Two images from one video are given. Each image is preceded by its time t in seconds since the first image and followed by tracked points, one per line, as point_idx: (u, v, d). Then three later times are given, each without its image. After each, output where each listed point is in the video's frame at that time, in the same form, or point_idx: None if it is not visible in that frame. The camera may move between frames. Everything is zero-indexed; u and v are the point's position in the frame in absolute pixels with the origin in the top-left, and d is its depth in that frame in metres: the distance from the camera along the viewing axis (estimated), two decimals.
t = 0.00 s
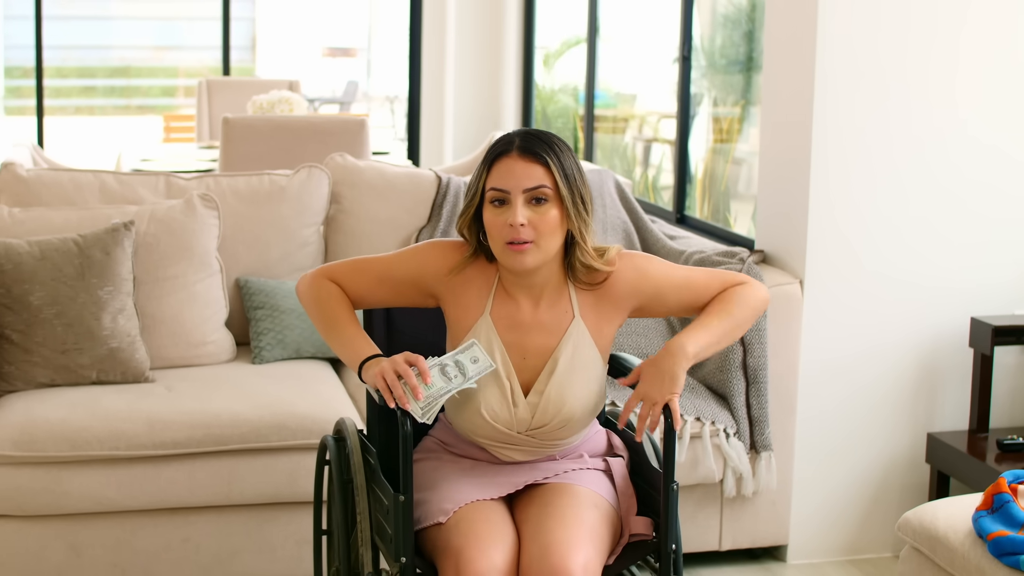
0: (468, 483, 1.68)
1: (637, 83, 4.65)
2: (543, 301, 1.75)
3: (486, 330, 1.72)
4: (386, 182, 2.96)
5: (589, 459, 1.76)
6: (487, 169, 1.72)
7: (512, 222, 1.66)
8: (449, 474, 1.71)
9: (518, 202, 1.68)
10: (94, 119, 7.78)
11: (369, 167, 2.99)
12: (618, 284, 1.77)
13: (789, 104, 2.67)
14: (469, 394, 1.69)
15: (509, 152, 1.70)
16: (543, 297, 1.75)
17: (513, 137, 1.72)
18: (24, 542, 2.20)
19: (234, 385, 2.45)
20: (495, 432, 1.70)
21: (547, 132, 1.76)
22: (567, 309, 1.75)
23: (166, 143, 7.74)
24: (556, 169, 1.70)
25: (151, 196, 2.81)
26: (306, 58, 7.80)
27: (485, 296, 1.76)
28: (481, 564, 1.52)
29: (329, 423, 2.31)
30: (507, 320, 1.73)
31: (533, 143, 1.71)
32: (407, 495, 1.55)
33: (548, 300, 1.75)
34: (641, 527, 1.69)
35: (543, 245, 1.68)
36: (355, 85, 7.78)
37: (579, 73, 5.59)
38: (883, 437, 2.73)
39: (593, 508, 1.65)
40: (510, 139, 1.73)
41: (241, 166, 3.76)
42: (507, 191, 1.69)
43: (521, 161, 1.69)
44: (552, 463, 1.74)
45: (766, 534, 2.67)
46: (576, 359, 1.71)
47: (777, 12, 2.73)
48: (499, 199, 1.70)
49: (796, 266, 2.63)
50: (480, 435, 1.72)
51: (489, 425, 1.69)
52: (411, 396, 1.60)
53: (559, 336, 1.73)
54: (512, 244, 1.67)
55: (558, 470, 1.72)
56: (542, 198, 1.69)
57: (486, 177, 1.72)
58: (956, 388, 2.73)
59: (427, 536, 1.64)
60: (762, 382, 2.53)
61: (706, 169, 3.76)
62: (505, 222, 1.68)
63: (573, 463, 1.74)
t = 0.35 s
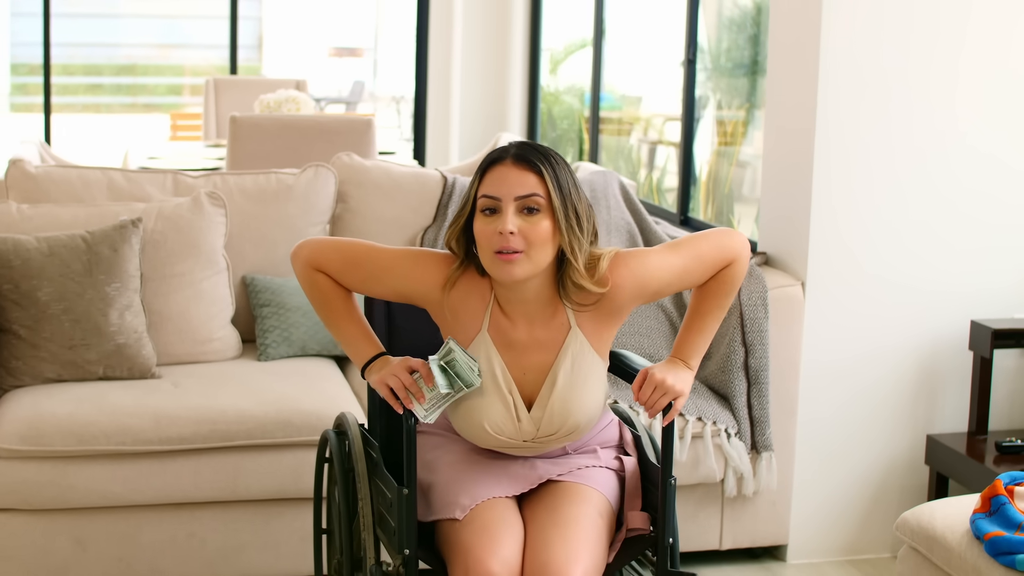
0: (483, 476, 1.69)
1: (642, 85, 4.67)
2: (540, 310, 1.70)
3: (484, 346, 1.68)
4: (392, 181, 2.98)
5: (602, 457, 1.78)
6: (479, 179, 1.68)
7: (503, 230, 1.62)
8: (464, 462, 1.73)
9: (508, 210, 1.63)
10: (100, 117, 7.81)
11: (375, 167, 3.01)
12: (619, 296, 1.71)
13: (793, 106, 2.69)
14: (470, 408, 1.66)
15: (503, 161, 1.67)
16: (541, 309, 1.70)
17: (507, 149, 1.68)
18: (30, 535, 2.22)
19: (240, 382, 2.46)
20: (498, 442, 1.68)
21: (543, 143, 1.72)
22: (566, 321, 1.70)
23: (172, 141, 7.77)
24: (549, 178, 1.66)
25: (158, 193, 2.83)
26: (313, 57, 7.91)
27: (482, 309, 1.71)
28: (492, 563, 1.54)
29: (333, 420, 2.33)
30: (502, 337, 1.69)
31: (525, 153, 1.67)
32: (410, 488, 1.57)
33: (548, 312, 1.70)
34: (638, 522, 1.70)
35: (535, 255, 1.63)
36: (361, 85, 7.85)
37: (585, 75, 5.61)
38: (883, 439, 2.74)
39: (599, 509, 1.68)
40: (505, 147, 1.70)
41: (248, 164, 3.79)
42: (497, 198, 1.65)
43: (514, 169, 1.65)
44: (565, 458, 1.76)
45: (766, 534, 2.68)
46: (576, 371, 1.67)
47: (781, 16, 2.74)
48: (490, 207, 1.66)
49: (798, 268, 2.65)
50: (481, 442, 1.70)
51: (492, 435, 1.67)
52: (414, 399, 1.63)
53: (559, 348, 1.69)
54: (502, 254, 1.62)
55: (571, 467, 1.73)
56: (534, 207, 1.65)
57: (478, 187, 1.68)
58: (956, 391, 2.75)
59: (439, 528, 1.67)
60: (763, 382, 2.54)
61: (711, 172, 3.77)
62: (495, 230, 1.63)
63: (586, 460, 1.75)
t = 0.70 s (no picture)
0: (490, 445, 1.68)
1: (642, 89, 4.68)
2: (553, 234, 1.70)
3: (497, 271, 1.68)
4: (397, 183, 2.99)
5: (611, 422, 1.76)
6: (494, 95, 1.68)
7: (515, 141, 1.61)
8: (472, 435, 1.70)
9: (522, 121, 1.63)
10: (99, 115, 7.81)
11: (380, 169, 3.02)
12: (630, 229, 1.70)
13: (798, 112, 2.71)
14: (482, 334, 1.67)
15: (517, 75, 1.66)
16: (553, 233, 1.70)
17: (521, 63, 1.68)
18: (37, 533, 2.22)
19: (247, 382, 2.47)
20: (511, 373, 1.69)
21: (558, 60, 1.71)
22: (579, 246, 1.70)
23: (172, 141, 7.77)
24: (564, 93, 1.65)
25: (166, 193, 2.85)
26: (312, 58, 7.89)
27: (494, 234, 1.71)
28: (494, 558, 1.52)
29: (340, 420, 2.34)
30: (515, 262, 1.70)
31: (540, 66, 1.66)
32: (407, 479, 1.59)
33: (561, 236, 1.70)
34: (637, 516, 1.70)
35: (548, 168, 1.63)
36: (361, 85, 7.84)
37: (585, 78, 5.61)
38: (883, 443, 2.76)
39: (604, 489, 1.66)
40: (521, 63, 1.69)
41: (253, 165, 3.80)
42: (511, 110, 1.64)
43: (528, 82, 1.65)
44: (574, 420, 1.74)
45: (767, 537, 2.69)
46: (588, 299, 1.67)
47: (787, 23, 2.76)
48: (504, 119, 1.65)
49: (802, 273, 2.67)
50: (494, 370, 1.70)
51: (505, 363, 1.67)
52: (414, 396, 1.67)
53: (571, 274, 1.68)
54: (515, 166, 1.62)
55: (580, 436, 1.71)
56: (548, 119, 1.64)
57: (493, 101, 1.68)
58: (956, 395, 2.77)
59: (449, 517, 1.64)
60: (766, 387, 2.55)
61: (712, 176, 3.78)
62: (508, 142, 1.63)
63: (594, 429, 1.73)
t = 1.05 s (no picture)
0: (499, 496, 1.58)
1: (637, 155, 4.76)
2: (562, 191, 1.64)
3: (506, 231, 1.61)
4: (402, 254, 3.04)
5: (624, 448, 1.66)
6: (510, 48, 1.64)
7: (531, 91, 1.57)
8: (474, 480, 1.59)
9: (537, 73, 1.59)
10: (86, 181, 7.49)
11: (385, 240, 3.07)
12: (637, 195, 1.65)
13: (795, 181, 2.77)
14: (486, 295, 1.58)
15: (533, 30, 1.62)
16: (561, 191, 1.64)
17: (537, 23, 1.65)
18: None
19: (257, 454, 2.49)
20: (516, 336, 1.58)
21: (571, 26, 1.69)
22: (588, 204, 1.64)
23: (172, 211, 7.61)
24: (580, 49, 1.61)
25: (174, 267, 2.88)
26: (301, 124, 7.76)
27: (502, 193, 1.64)
28: None
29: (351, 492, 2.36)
30: (522, 216, 1.62)
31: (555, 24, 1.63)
32: (417, 550, 1.58)
33: (568, 194, 1.64)
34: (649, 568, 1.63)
35: (562, 118, 1.59)
36: (353, 153, 7.77)
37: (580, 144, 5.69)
38: (886, 505, 2.79)
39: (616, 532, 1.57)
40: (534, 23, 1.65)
41: (256, 237, 3.85)
42: (525, 63, 1.60)
43: (545, 36, 1.61)
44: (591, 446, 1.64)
45: None
46: (598, 257, 1.60)
47: (782, 95, 2.84)
48: (519, 72, 1.60)
49: (803, 338, 2.72)
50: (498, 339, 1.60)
51: (511, 323, 1.57)
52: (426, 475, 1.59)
53: (580, 230, 1.62)
54: (530, 114, 1.57)
55: (595, 470, 1.61)
56: (563, 72, 1.60)
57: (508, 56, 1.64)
58: (957, 458, 2.80)
59: None
60: (771, 453, 2.58)
61: (710, 242, 3.84)
62: (523, 91, 1.58)
63: (608, 462, 1.63)
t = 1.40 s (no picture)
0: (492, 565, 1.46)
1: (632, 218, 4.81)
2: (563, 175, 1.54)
3: (498, 202, 1.50)
4: (402, 321, 3.08)
5: (621, 489, 1.48)
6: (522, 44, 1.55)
7: (543, 85, 1.48)
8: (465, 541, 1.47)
9: (550, 67, 1.49)
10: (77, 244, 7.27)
11: (385, 307, 3.11)
12: (638, 194, 1.54)
13: (791, 247, 2.82)
14: (469, 255, 1.47)
15: (546, 23, 1.52)
16: (562, 172, 1.54)
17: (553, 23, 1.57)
18: None
19: (258, 521, 2.50)
20: (497, 298, 1.45)
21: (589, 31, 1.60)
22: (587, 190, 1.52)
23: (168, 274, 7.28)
24: (595, 43, 1.52)
25: (174, 333, 2.91)
26: (293, 185, 7.55)
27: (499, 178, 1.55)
28: None
29: (354, 559, 2.37)
30: (518, 194, 1.52)
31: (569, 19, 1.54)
32: None
33: (569, 177, 1.54)
34: None
35: (575, 112, 1.49)
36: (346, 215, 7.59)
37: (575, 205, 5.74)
38: (882, 569, 2.81)
39: None
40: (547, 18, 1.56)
41: (256, 303, 3.88)
42: (538, 56, 1.50)
43: (558, 30, 1.51)
44: (584, 481, 1.45)
45: None
46: (588, 229, 1.47)
47: (778, 162, 2.90)
48: (531, 65, 1.51)
49: (800, 404, 2.75)
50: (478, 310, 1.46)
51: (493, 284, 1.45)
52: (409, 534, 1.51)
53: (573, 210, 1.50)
54: (541, 108, 1.48)
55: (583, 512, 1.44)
56: (576, 66, 1.50)
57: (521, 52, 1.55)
58: (953, 521, 2.83)
59: None
60: (769, 518, 2.58)
61: (706, 306, 3.88)
62: (535, 85, 1.49)
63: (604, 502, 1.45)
